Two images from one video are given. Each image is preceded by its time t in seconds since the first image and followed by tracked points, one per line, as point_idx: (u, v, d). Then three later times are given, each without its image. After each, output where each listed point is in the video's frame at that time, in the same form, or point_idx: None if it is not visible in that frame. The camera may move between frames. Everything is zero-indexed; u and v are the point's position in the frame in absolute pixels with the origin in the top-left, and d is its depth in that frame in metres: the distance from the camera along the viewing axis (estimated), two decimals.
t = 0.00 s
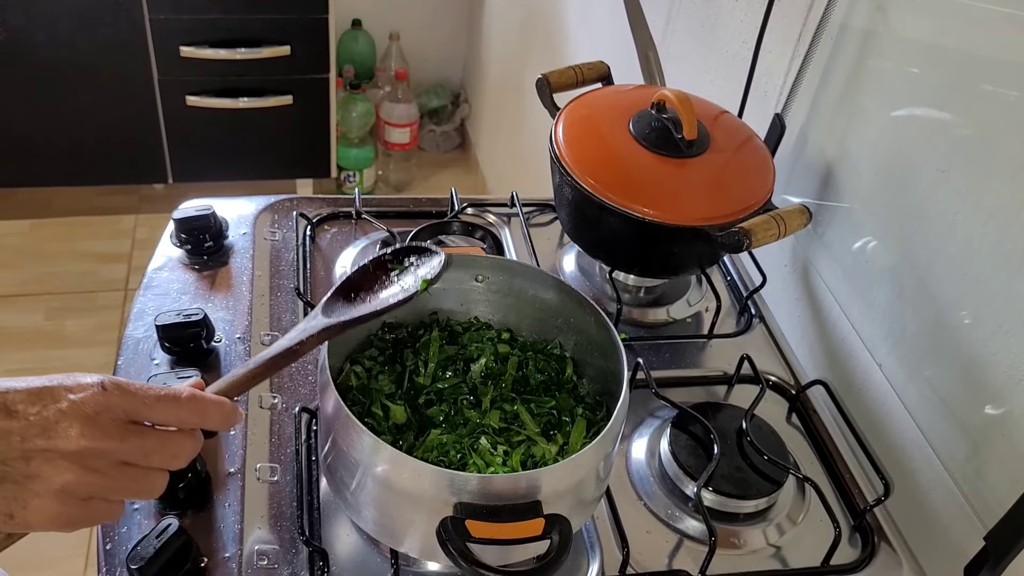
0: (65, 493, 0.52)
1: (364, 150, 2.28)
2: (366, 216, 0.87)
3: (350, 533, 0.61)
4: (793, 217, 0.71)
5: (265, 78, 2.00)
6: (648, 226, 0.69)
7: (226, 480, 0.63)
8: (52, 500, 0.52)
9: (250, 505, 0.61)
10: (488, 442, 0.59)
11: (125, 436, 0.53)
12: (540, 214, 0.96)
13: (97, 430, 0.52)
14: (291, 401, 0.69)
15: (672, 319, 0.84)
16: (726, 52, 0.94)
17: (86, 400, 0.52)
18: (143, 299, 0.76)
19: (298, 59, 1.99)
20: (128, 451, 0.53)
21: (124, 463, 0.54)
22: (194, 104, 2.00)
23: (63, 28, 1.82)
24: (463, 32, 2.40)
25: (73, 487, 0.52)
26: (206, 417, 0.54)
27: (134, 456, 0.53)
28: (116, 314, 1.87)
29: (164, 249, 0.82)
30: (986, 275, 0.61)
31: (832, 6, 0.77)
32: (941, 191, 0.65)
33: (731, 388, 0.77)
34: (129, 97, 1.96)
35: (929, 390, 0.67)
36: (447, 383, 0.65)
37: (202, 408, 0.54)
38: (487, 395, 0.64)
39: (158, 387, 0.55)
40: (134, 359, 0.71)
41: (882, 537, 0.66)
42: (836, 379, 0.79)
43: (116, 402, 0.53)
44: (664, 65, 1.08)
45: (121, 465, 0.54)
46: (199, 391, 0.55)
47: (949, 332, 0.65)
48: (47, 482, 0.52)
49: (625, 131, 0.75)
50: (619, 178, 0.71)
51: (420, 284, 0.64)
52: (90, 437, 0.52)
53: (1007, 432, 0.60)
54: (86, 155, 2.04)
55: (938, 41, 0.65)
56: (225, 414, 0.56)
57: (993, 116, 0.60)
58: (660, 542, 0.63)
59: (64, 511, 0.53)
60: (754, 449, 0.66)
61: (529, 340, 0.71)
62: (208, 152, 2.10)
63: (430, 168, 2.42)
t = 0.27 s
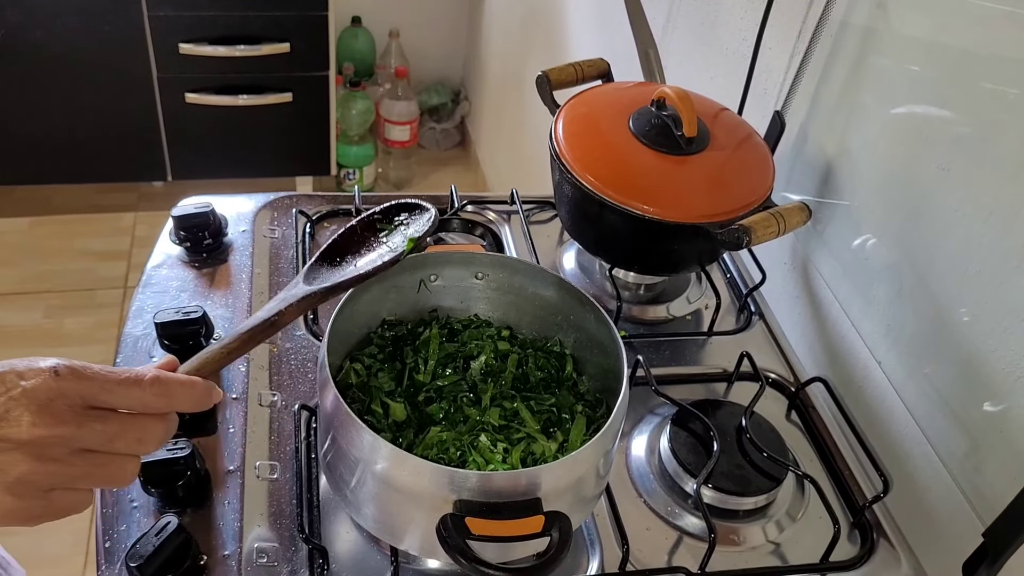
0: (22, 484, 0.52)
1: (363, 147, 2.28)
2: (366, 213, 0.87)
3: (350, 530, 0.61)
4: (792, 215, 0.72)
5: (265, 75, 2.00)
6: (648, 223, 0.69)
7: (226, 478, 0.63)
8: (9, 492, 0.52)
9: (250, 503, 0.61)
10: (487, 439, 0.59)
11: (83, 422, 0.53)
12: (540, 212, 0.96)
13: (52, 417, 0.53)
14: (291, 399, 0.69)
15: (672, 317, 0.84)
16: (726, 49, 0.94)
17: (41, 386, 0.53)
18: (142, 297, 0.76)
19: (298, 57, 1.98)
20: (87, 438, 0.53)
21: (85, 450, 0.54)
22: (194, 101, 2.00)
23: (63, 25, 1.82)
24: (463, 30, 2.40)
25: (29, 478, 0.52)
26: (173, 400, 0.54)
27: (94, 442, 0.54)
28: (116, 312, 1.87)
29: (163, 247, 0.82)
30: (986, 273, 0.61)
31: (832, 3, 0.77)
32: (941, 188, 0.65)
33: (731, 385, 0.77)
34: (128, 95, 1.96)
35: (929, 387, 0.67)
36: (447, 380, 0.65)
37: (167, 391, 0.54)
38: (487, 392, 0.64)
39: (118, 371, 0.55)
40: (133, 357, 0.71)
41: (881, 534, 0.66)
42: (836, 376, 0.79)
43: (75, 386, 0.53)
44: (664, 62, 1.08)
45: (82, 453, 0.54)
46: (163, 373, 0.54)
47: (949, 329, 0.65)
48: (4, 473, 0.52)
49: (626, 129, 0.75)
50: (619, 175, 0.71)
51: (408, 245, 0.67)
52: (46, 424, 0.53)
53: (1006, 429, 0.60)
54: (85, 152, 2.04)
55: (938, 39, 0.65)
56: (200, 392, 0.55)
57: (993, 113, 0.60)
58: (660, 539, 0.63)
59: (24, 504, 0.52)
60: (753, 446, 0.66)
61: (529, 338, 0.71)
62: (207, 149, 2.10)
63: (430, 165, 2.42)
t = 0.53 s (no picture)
0: (35, 461, 0.52)
1: (363, 147, 2.28)
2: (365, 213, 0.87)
3: (349, 531, 0.61)
4: (792, 214, 0.72)
5: (264, 75, 2.00)
6: (647, 223, 0.69)
7: (225, 478, 0.63)
8: (22, 466, 0.52)
9: (249, 503, 0.61)
10: (486, 440, 0.59)
11: (100, 400, 0.53)
12: (540, 212, 0.96)
13: (70, 394, 0.52)
14: (290, 399, 0.69)
15: (671, 317, 0.84)
16: (725, 49, 0.94)
17: (60, 362, 0.52)
18: (141, 297, 0.76)
19: (297, 56, 1.98)
20: (102, 417, 0.53)
21: (100, 429, 0.54)
22: (193, 101, 2.00)
23: (62, 25, 1.82)
24: (462, 29, 2.40)
25: (43, 454, 0.52)
26: (189, 382, 0.53)
27: (109, 421, 0.53)
28: (116, 312, 1.87)
29: (162, 247, 0.82)
30: (985, 273, 0.61)
31: (831, 3, 0.77)
32: (940, 188, 0.65)
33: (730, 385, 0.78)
34: (128, 95, 1.96)
35: (928, 387, 0.67)
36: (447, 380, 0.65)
37: (185, 374, 0.53)
38: (486, 393, 0.64)
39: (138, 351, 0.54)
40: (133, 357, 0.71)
41: (880, 533, 0.66)
42: (835, 376, 0.79)
43: (95, 364, 0.53)
44: (663, 62, 1.08)
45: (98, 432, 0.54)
46: (184, 356, 0.53)
47: (947, 329, 0.65)
48: (18, 448, 0.52)
49: (625, 129, 0.75)
50: (618, 175, 0.71)
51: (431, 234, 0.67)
52: (63, 401, 0.52)
53: (1005, 429, 0.60)
54: (85, 152, 2.04)
55: (937, 38, 0.65)
56: (217, 376, 0.54)
57: (992, 112, 0.60)
58: (658, 539, 0.63)
59: (35, 480, 0.52)
60: (752, 445, 0.66)
61: (527, 338, 0.71)
62: (207, 149, 2.10)
63: (430, 165, 2.42)
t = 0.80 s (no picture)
0: (108, 433, 0.51)
1: (363, 148, 2.28)
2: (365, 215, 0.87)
3: (349, 533, 0.61)
4: (792, 215, 0.72)
5: (264, 76, 2.00)
6: (646, 225, 0.69)
7: (224, 480, 0.63)
8: (97, 438, 0.51)
9: (248, 506, 0.61)
10: (484, 442, 0.59)
11: (169, 377, 0.52)
12: (539, 213, 0.96)
13: (142, 370, 0.51)
14: (290, 401, 0.69)
15: (671, 318, 0.84)
16: (724, 50, 0.94)
17: (134, 339, 0.51)
18: (141, 298, 0.76)
19: (297, 57, 1.98)
20: (170, 394, 0.52)
21: (167, 406, 0.52)
22: (193, 102, 2.00)
23: (62, 26, 1.82)
24: (462, 30, 2.40)
25: (116, 427, 0.51)
26: (252, 364, 0.52)
27: (177, 400, 0.52)
28: (116, 313, 1.87)
29: (162, 248, 0.82)
30: (985, 274, 0.61)
31: (831, 3, 0.77)
32: (939, 189, 0.65)
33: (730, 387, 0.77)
34: (128, 96, 1.96)
35: (928, 388, 0.67)
36: (446, 382, 0.65)
37: (250, 359, 0.52)
38: (485, 395, 0.64)
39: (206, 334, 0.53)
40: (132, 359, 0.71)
41: (880, 535, 0.66)
42: (834, 377, 0.79)
43: (165, 344, 0.52)
44: (663, 63, 1.08)
45: (165, 411, 0.52)
46: (250, 342, 0.53)
47: (947, 331, 0.65)
48: (92, 420, 0.50)
49: (624, 130, 0.75)
50: (617, 176, 0.70)
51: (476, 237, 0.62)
52: (136, 376, 0.51)
53: (1005, 430, 0.60)
54: (85, 154, 2.04)
55: (937, 39, 0.65)
56: (280, 360, 0.53)
57: (991, 113, 0.60)
58: (658, 541, 0.63)
59: (107, 452, 0.51)
60: (752, 447, 0.66)
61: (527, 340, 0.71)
62: (207, 150, 2.10)
63: (430, 166, 2.42)
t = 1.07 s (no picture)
0: (123, 412, 0.50)
1: (363, 149, 2.28)
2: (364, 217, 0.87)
3: (348, 536, 0.61)
4: (790, 219, 0.71)
5: (264, 77, 2.00)
6: (645, 227, 0.69)
7: (223, 483, 0.63)
8: (110, 416, 0.50)
9: (247, 508, 0.61)
10: (483, 445, 0.59)
11: (189, 357, 0.52)
12: (538, 215, 0.96)
13: (162, 349, 0.51)
14: (289, 403, 0.69)
15: (670, 320, 0.84)
16: (723, 52, 0.94)
17: (157, 319, 0.52)
18: (140, 301, 0.76)
19: (297, 59, 1.98)
20: (189, 373, 0.51)
21: (186, 388, 0.52)
22: (193, 103, 2.00)
23: (62, 28, 1.82)
24: (462, 31, 2.40)
25: (133, 406, 0.50)
26: (275, 345, 0.52)
27: (195, 381, 0.52)
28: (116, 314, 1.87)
29: (161, 250, 0.82)
30: (984, 276, 0.61)
31: (829, 5, 0.77)
32: (938, 190, 0.65)
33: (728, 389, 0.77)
34: (127, 97, 1.96)
35: (927, 390, 0.67)
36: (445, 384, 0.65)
37: (273, 337, 0.52)
38: (484, 398, 0.64)
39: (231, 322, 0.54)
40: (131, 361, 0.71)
41: (879, 538, 0.66)
42: (833, 379, 0.79)
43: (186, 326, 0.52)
44: (662, 65, 1.08)
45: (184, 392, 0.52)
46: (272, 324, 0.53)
47: (946, 333, 0.65)
48: (108, 400, 0.50)
49: (623, 132, 0.75)
50: (616, 178, 0.70)
51: (490, 223, 0.69)
52: (156, 355, 0.51)
53: (1004, 432, 0.60)
54: (85, 155, 2.05)
55: (935, 41, 0.65)
56: (304, 339, 0.53)
57: (990, 115, 0.60)
58: (657, 544, 0.63)
59: (119, 431, 0.51)
60: (751, 450, 0.66)
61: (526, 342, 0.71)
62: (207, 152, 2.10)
63: (430, 167, 2.42)
